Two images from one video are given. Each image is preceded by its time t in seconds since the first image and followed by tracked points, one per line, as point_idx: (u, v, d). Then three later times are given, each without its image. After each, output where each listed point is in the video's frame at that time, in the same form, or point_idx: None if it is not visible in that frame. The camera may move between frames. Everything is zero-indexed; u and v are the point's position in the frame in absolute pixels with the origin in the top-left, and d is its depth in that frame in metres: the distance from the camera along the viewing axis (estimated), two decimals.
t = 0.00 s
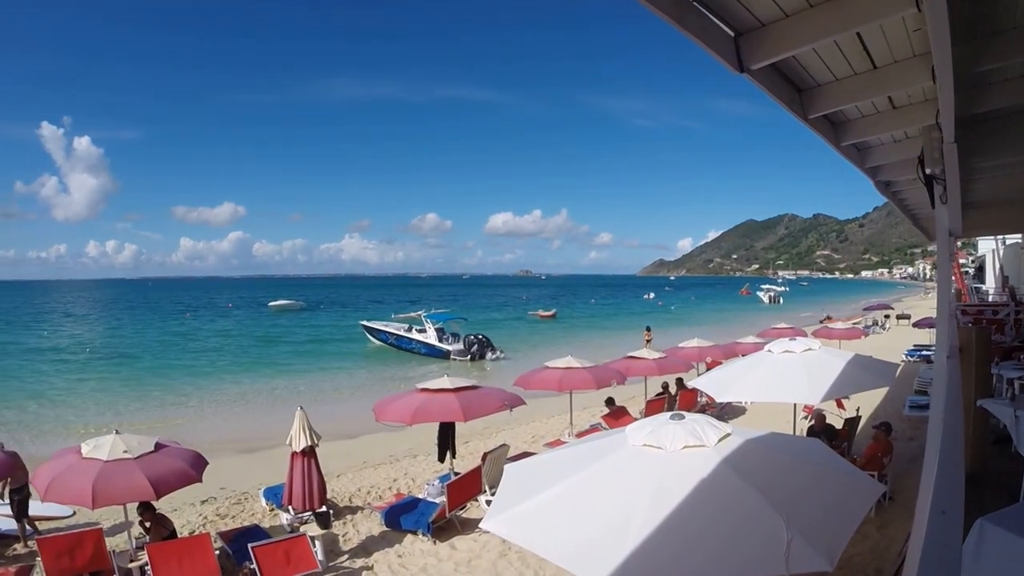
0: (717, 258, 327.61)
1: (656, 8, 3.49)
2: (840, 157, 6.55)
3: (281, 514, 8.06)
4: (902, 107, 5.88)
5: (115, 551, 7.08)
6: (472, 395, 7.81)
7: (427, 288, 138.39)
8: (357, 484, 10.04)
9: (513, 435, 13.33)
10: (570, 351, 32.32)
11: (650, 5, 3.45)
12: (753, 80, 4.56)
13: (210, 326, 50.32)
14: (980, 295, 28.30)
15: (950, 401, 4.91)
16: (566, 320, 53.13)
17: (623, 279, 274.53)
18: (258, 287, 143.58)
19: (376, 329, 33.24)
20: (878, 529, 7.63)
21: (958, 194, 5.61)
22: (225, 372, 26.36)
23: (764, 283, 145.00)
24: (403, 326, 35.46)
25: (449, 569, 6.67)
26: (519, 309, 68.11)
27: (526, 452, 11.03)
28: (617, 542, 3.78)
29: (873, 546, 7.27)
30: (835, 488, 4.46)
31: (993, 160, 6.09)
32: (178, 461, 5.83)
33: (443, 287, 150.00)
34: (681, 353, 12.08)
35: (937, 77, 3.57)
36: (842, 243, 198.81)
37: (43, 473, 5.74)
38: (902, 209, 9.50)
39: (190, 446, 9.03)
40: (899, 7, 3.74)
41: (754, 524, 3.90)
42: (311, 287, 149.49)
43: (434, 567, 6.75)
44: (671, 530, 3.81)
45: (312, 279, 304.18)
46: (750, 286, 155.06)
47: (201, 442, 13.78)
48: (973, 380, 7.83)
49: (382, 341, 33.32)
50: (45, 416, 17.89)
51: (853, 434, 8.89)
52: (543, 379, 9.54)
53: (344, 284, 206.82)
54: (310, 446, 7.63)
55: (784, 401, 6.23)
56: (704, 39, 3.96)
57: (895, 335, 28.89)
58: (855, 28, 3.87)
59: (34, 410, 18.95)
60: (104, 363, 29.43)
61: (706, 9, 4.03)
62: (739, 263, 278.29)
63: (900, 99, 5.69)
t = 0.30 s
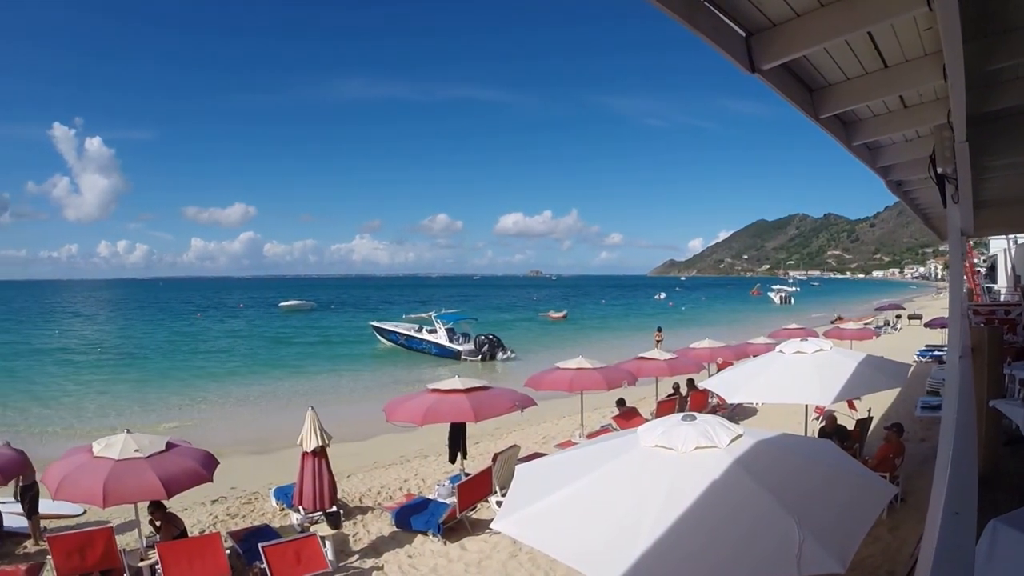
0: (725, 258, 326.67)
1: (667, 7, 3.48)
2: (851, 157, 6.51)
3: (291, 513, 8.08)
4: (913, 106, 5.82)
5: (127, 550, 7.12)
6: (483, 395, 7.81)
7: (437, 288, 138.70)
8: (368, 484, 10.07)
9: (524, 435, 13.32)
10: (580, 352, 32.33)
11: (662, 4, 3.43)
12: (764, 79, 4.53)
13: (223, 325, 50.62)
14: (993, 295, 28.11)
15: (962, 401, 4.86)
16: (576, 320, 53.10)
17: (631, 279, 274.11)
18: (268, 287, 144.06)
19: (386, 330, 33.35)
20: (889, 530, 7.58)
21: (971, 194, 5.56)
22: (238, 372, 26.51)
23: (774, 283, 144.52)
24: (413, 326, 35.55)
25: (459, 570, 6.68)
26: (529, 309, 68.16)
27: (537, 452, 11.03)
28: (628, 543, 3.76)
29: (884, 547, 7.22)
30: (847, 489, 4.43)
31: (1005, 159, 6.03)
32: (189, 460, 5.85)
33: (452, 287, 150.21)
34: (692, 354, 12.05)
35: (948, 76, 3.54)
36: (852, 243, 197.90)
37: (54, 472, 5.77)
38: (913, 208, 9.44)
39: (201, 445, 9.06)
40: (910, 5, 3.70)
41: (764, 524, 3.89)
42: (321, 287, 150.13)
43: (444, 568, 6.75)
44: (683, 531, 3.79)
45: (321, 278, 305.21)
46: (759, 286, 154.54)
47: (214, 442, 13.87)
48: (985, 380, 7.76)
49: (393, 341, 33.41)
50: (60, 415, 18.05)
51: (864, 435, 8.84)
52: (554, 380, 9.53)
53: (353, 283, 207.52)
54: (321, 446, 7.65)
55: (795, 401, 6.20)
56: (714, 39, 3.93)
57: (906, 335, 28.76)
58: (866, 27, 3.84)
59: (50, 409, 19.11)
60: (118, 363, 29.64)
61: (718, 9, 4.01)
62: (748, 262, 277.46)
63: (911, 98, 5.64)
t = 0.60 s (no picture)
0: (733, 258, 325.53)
1: (680, 6, 3.47)
2: (863, 156, 6.46)
3: (303, 513, 8.09)
4: (926, 104, 5.77)
5: (139, 548, 7.15)
6: (495, 395, 7.80)
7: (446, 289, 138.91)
8: (380, 483, 10.07)
9: (535, 435, 13.31)
10: (591, 352, 32.27)
11: (674, 3, 3.42)
12: (777, 79, 4.50)
13: (235, 326, 50.91)
14: (1007, 295, 27.86)
15: (975, 401, 4.82)
16: (587, 320, 53.01)
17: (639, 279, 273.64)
18: (278, 287, 144.55)
19: (397, 330, 33.43)
20: (901, 532, 7.52)
21: (983, 193, 5.52)
22: (250, 372, 26.64)
23: (785, 283, 143.91)
24: (424, 326, 35.58)
25: (470, 570, 6.67)
26: (539, 309, 68.14)
27: (549, 453, 11.01)
28: (641, 544, 3.74)
29: (896, 549, 7.18)
30: (859, 490, 4.39)
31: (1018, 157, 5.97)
32: (201, 460, 5.86)
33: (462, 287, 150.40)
34: (703, 354, 12.00)
35: (961, 75, 3.51)
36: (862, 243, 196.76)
37: (65, 471, 5.78)
38: (926, 207, 9.35)
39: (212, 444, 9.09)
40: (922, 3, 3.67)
41: (776, 525, 3.87)
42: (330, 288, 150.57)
43: (455, 567, 6.74)
44: (694, 531, 3.77)
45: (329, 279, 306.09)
46: (771, 286, 153.93)
47: (227, 441, 13.94)
48: (998, 381, 7.70)
49: (403, 341, 33.49)
50: (75, 415, 18.19)
51: (877, 436, 8.77)
52: (566, 380, 9.51)
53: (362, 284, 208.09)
54: (332, 446, 7.66)
55: (807, 402, 6.17)
56: (725, 39, 3.90)
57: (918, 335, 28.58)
58: (879, 26, 3.80)
59: (65, 408, 19.29)
60: (132, 363, 29.85)
61: (730, 8, 3.99)
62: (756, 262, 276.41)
63: (923, 97, 5.59)
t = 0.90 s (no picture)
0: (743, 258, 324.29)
1: (693, 7, 3.45)
2: (877, 156, 6.41)
3: (315, 512, 8.11)
4: (939, 105, 5.73)
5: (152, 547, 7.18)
6: (507, 395, 7.80)
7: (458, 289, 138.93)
8: (393, 483, 10.10)
9: (548, 436, 13.30)
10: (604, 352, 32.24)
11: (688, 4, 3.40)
12: (790, 79, 4.47)
13: (248, 326, 51.20)
14: None
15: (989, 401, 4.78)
16: (600, 320, 52.98)
17: (648, 279, 272.87)
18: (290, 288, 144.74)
19: (409, 329, 33.54)
20: (915, 533, 7.47)
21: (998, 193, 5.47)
22: (264, 372, 26.78)
23: (796, 283, 143.31)
24: (436, 325, 35.65)
25: (483, 570, 6.67)
26: (551, 309, 68.21)
27: (562, 453, 11.01)
28: (655, 544, 3.73)
29: (910, 550, 7.13)
30: (872, 491, 4.37)
31: None
32: (214, 459, 5.88)
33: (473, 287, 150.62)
34: (716, 354, 11.96)
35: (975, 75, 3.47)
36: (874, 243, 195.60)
37: (79, 470, 5.81)
38: (939, 207, 9.28)
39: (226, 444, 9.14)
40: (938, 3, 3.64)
41: (790, 526, 3.84)
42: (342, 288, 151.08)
43: (468, 568, 6.75)
44: (707, 531, 3.76)
45: (339, 278, 307.14)
46: (781, 286, 153.28)
47: (241, 441, 14.01)
48: (1013, 381, 7.63)
49: (415, 341, 33.58)
50: (91, 414, 18.33)
51: (891, 437, 8.71)
52: (579, 380, 9.50)
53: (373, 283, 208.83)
54: (345, 445, 7.67)
55: (820, 403, 6.13)
56: (739, 39, 3.87)
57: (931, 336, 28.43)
58: (893, 25, 3.77)
59: (82, 407, 19.45)
60: (147, 362, 30.08)
61: (743, 8, 3.96)
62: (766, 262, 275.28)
63: (937, 96, 5.54)
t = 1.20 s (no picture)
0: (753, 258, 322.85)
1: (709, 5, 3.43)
2: (892, 154, 6.35)
3: (328, 511, 8.14)
4: (954, 103, 5.68)
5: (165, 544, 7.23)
6: (520, 395, 7.79)
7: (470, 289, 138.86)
8: (405, 482, 10.12)
9: (560, 435, 13.29)
10: (617, 352, 32.18)
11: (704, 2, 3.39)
12: (806, 78, 4.44)
13: (262, 325, 51.47)
14: None
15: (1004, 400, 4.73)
16: (613, 320, 52.88)
17: (659, 279, 272.07)
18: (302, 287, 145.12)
19: (422, 329, 33.63)
20: (928, 536, 7.41)
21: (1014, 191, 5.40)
22: (278, 372, 26.89)
23: (808, 283, 142.53)
24: (448, 325, 35.70)
25: (495, 569, 6.67)
26: (563, 309, 68.05)
27: (575, 453, 10.99)
28: (669, 545, 3.71)
29: (924, 553, 7.06)
30: (885, 491, 4.34)
31: None
32: (227, 458, 5.91)
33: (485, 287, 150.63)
34: (730, 354, 11.91)
35: (991, 73, 3.44)
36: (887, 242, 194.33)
37: (95, 467, 5.85)
38: (954, 206, 9.19)
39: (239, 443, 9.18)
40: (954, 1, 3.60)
41: (803, 526, 3.82)
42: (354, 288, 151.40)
43: (480, 567, 6.74)
44: (721, 531, 3.74)
45: (349, 278, 307.88)
46: (794, 287, 152.50)
47: (255, 440, 14.08)
48: None
49: (428, 340, 33.63)
50: (106, 412, 18.47)
51: (905, 438, 8.64)
52: (592, 380, 9.48)
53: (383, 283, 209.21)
54: (359, 444, 7.68)
55: (835, 404, 6.08)
56: (754, 37, 3.84)
57: (947, 336, 28.17)
58: (909, 22, 3.73)
59: (100, 406, 19.62)
60: (162, 361, 30.29)
61: (758, 7, 3.94)
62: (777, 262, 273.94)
63: (952, 94, 5.49)
